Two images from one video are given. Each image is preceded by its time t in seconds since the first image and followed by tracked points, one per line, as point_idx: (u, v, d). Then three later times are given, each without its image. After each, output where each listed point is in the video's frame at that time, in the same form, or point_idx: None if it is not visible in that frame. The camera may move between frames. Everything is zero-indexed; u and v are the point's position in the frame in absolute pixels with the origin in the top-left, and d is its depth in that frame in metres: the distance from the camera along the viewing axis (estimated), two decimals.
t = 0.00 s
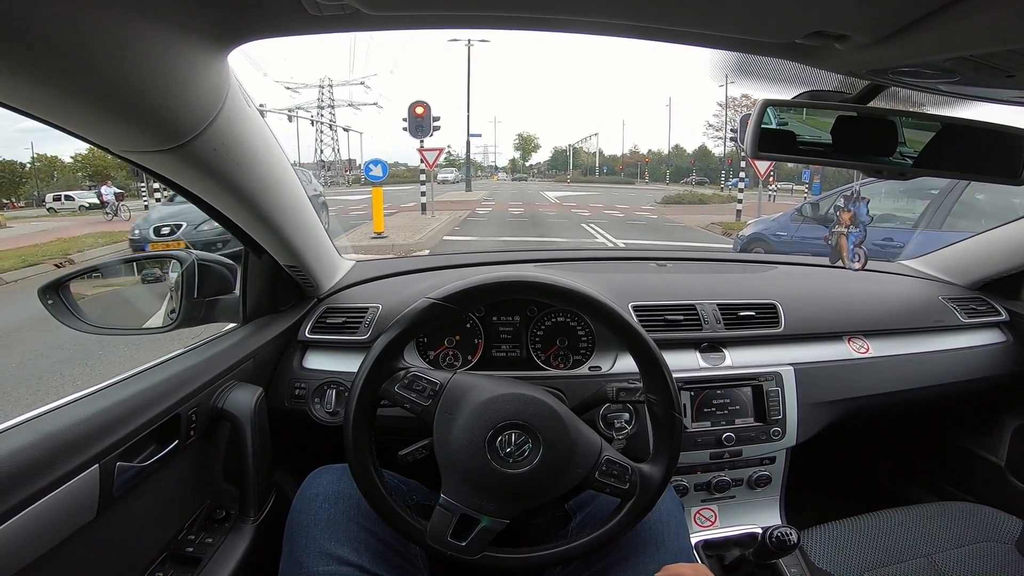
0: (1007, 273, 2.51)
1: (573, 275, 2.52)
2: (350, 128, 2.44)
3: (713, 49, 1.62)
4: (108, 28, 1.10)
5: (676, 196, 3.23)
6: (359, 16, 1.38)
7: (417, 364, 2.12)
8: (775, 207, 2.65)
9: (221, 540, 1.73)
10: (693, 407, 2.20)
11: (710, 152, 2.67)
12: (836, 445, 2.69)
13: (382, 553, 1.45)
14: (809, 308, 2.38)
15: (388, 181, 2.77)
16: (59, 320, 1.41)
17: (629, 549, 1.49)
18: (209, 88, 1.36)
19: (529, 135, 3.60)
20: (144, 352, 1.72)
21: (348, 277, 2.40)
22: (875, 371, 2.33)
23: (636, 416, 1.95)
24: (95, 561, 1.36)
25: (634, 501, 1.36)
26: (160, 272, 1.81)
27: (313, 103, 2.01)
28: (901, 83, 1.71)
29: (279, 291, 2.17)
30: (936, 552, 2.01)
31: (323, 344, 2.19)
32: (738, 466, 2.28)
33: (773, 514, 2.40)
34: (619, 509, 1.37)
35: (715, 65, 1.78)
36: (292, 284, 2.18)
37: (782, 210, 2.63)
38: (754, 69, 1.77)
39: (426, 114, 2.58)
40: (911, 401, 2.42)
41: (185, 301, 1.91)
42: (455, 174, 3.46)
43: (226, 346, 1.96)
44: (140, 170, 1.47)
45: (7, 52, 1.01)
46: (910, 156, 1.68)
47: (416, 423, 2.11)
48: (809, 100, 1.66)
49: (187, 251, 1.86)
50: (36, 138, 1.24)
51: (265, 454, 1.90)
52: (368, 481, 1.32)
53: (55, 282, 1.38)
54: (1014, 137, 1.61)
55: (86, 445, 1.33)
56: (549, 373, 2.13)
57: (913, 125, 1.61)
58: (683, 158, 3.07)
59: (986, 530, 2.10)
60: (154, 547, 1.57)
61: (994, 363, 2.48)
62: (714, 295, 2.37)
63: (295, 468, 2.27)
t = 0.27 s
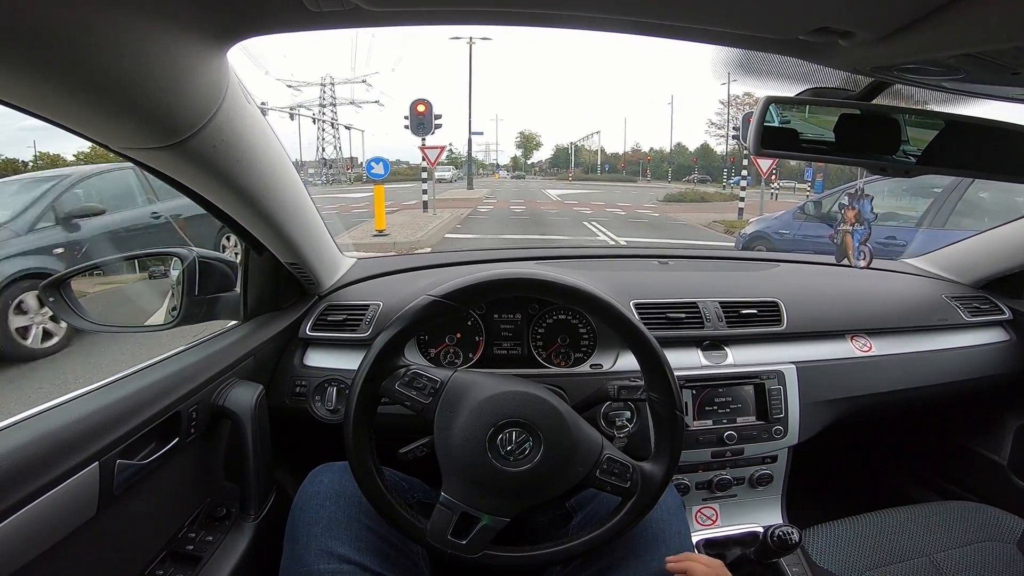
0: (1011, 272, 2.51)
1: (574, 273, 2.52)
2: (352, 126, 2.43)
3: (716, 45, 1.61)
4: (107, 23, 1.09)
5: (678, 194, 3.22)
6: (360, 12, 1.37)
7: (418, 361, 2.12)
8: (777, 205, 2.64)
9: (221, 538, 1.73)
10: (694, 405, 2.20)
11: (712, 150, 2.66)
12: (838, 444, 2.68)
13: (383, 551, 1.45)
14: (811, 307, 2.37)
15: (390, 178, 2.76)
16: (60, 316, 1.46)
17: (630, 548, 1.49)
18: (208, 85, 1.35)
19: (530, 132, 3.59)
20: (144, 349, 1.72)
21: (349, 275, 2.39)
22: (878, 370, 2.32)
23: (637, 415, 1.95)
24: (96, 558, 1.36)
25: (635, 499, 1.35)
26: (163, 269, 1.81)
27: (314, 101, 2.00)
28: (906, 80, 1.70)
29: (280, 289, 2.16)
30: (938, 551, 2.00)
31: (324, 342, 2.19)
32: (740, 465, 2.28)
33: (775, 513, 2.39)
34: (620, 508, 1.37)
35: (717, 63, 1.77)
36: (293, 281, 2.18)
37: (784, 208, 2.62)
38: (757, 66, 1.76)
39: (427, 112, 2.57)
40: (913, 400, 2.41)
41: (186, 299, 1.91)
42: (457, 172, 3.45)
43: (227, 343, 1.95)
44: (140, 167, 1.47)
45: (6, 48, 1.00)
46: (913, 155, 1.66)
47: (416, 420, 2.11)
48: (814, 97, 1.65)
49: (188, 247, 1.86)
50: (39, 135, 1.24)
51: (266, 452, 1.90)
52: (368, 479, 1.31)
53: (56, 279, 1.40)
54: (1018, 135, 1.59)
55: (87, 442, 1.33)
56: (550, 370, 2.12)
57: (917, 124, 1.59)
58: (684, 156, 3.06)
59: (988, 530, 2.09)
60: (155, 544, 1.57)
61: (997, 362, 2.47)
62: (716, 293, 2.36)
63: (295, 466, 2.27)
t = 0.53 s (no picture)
0: (1011, 272, 2.51)
1: (574, 272, 2.52)
2: (353, 125, 2.44)
3: (716, 45, 1.62)
4: (108, 23, 1.10)
5: (680, 193, 3.24)
6: (360, 12, 1.37)
7: (419, 360, 2.12)
8: (778, 205, 2.64)
9: (222, 536, 1.74)
10: (694, 405, 2.20)
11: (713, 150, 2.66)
12: (838, 444, 2.68)
13: (383, 549, 1.46)
14: (811, 306, 2.38)
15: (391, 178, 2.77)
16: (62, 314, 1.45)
17: (629, 547, 1.49)
18: (210, 85, 1.36)
19: (531, 132, 3.60)
20: (145, 347, 1.72)
21: (349, 274, 2.40)
22: (878, 370, 2.32)
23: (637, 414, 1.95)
24: (97, 556, 1.37)
25: (635, 498, 1.36)
26: (164, 268, 1.82)
27: (315, 101, 2.01)
28: (906, 80, 1.70)
29: (281, 288, 2.17)
30: (938, 551, 2.00)
31: (325, 341, 2.20)
32: (740, 464, 2.28)
33: (775, 513, 2.39)
34: (620, 507, 1.37)
35: (718, 63, 1.77)
36: (294, 280, 2.18)
37: (784, 207, 2.63)
38: (757, 66, 1.76)
39: (428, 112, 2.57)
40: (913, 400, 2.41)
41: (187, 298, 1.91)
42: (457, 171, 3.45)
43: (228, 342, 1.96)
44: (142, 166, 1.48)
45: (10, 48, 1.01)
46: (914, 155, 1.67)
47: (417, 419, 2.12)
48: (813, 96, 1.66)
49: (191, 247, 1.88)
50: (39, 135, 1.24)
51: (267, 451, 1.90)
52: (369, 477, 1.32)
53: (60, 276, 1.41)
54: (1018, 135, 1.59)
55: (89, 440, 1.33)
56: (550, 369, 2.13)
57: (917, 124, 1.60)
58: (685, 156, 3.07)
59: (987, 530, 2.09)
60: (156, 542, 1.58)
61: (997, 362, 2.47)
62: (716, 293, 2.37)
63: (296, 465, 2.28)
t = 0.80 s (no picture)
0: (1008, 272, 2.52)
1: (574, 271, 2.53)
2: (353, 124, 2.44)
3: (714, 46, 1.62)
4: (109, 24, 1.10)
5: (678, 193, 3.34)
6: (361, 12, 1.38)
7: (418, 359, 2.13)
8: (777, 204, 2.65)
9: (222, 535, 1.74)
10: (692, 404, 2.21)
11: (712, 149, 2.67)
12: (836, 443, 2.69)
13: (382, 547, 1.46)
14: (810, 306, 2.38)
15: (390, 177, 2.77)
16: (64, 315, 1.42)
17: (628, 545, 1.50)
18: (211, 86, 1.36)
19: (530, 131, 3.61)
20: (145, 347, 1.73)
21: (349, 273, 2.40)
22: (876, 369, 2.33)
23: (636, 414, 1.97)
24: (97, 555, 1.37)
25: (633, 497, 1.36)
26: (163, 268, 1.82)
27: (314, 100, 2.01)
28: (903, 81, 1.70)
29: (280, 287, 2.17)
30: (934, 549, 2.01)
31: (324, 340, 2.20)
32: (738, 463, 2.29)
33: (773, 511, 2.40)
34: (619, 506, 1.37)
35: (716, 63, 1.78)
36: (293, 279, 2.19)
37: (783, 207, 2.63)
38: (755, 66, 1.77)
39: (427, 111, 2.57)
40: (911, 399, 2.42)
41: (187, 297, 1.91)
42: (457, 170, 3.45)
43: (227, 342, 1.96)
44: (142, 165, 1.48)
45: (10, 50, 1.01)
46: (913, 154, 1.67)
47: (416, 418, 2.12)
48: (811, 97, 1.66)
49: (190, 246, 1.88)
50: (39, 134, 1.25)
51: (267, 450, 1.91)
52: (368, 476, 1.32)
53: (59, 276, 1.40)
54: (1015, 136, 1.60)
55: (89, 440, 1.34)
56: (549, 369, 2.13)
57: (918, 123, 1.60)
58: (684, 155, 3.07)
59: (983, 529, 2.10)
60: (156, 541, 1.58)
61: (995, 362, 2.48)
62: (715, 292, 2.37)
63: (296, 464, 2.28)
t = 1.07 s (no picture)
0: (1008, 273, 2.52)
1: (574, 272, 2.53)
2: (353, 125, 2.45)
3: (715, 48, 1.63)
4: (112, 27, 1.11)
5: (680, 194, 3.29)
6: (363, 15, 1.38)
7: (419, 361, 2.13)
8: (777, 205, 2.65)
9: (224, 535, 1.75)
10: (692, 405, 2.21)
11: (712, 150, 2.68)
12: (836, 444, 2.69)
13: (383, 548, 1.47)
14: (810, 307, 2.39)
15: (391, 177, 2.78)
16: (66, 317, 1.42)
17: (628, 546, 1.50)
18: (214, 90, 1.37)
19: (531, 132, 3.60)
20: (147, 347, 1.73)
21: (350, 274, 2.41)
22: (876, 371, 2.33)
23: (637, 416, 1.97)
24: (100, 555, 1.37)
25: (634, 498, 1.37)
26: (164, 268, 1.82)
27: (314, 99, 2.01)
28: (904, 83, 1.71)
29: (281, 288, 2.18)
30: (933, 550, 2.02)
31: (325, 341, 2.21)
32: (738, 464, 2.29)
33: (772, 512, 2.41)
34: (619, 506, 1.38)
35: (717, 65, 1.78)
36: (294, 280, 2.19)
37: (784, 207, 2.63)
38: (755, 68, 1.77)
39: (428, 111, 2.58)
40: (910, 400, 2.43)
41: (188, 298, 1.92)
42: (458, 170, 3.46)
43: (228, 343, 1.96)
44: (142, 165, 1.49)
45: (14, 53, 1.02)
46: (914, 155, 1.68)
47: (417, 419, 2.13)
48: (812, 99, 1.67)
49: (191, 247, 1.89)
50: (40, 134, 1.25)
51: (269, 451, 1.92)
52: (369, 477, 1.33)
53: (61, 277, 1.39)
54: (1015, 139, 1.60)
55: (92, 441, 1.34)
56: (549, 370, 2.14)
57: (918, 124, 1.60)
58: (685, 156, 3.07)
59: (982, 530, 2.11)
60: (158, 542, 1.58)
61: (995, 363, 2.48)
62: (715, 293, 2.38)
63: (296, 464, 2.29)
